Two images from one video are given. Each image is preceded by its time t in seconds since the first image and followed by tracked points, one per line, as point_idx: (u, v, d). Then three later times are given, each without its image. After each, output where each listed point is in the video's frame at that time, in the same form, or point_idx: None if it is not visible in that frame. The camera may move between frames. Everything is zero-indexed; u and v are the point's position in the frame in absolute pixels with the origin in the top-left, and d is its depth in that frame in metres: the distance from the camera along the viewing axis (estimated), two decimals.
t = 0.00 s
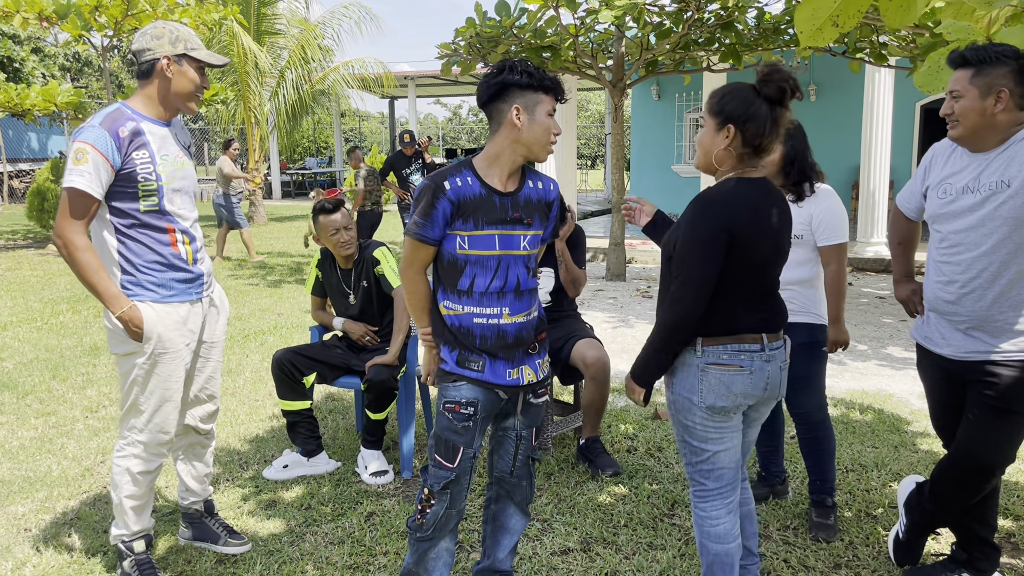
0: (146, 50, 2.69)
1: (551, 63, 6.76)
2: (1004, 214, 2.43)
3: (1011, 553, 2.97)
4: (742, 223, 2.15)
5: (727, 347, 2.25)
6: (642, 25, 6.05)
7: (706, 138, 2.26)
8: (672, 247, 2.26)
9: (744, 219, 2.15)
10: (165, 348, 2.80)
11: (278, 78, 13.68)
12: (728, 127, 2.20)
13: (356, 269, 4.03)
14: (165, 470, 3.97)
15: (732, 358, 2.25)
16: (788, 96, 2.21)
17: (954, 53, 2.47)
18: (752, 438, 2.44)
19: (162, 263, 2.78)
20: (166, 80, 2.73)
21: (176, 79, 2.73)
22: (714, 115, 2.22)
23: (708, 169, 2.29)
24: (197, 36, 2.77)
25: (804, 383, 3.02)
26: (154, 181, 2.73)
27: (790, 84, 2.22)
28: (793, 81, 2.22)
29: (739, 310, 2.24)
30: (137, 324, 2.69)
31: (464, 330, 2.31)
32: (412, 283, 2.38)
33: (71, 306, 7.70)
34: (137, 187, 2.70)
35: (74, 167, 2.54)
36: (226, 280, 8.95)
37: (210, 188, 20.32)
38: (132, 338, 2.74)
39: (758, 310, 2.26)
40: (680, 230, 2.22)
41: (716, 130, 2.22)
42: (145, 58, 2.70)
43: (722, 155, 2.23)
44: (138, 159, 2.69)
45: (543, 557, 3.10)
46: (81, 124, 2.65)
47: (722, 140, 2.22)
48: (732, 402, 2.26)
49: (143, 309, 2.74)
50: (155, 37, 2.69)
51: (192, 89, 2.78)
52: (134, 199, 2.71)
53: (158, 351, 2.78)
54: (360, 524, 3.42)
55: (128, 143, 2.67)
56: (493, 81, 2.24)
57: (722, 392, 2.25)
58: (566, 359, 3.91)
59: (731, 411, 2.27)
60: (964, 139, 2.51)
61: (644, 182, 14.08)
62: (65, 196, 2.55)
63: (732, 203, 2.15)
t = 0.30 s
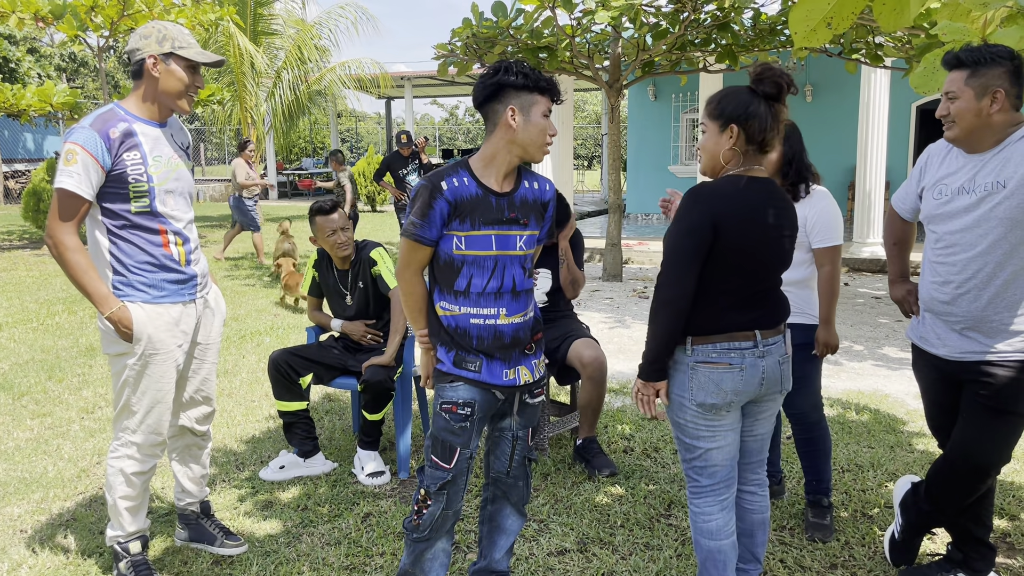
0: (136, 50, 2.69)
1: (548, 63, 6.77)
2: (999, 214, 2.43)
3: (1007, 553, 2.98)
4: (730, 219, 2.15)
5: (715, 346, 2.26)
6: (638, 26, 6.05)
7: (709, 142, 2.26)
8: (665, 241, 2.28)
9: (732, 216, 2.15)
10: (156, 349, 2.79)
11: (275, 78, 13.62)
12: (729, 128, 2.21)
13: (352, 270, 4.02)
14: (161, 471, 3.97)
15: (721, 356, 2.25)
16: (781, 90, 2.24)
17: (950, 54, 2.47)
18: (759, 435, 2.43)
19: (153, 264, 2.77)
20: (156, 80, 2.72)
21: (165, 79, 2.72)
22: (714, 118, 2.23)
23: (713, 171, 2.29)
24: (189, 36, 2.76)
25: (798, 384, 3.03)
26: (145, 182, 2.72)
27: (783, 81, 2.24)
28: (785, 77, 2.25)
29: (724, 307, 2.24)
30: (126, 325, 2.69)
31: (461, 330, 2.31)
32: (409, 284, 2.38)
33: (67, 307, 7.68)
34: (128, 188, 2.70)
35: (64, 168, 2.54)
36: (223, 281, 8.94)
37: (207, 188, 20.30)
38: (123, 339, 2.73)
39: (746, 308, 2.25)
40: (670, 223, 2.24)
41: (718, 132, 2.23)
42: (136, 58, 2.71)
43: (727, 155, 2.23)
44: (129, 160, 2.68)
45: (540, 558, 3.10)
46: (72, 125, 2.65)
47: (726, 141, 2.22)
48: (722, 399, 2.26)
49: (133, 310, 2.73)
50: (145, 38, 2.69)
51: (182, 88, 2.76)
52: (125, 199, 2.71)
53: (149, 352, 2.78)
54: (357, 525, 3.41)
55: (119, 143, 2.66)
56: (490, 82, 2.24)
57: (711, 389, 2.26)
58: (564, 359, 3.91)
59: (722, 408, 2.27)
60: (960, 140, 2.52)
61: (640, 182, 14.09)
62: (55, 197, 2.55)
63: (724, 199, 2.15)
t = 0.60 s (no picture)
0: (132, 50, 2.69)
1: (546, 64, 6.77)
2: (997, 214, 2.44)
3: (1004, 552, 2.98)
4: (709, 218, 2.17)
5: (706, 341, 2.28)
6: (636, 27, 6.06)
7: (703, 139, 2.27)
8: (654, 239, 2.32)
9: (712, 217, 2.17)
10: (150, 348, 2.79)
11: (272, 79, 13.53)
12: (726, 132, 2.21)
13: (350, 270, 4.02)
14: (159, 471, 3.96)
15: (713, 352, 2.27)
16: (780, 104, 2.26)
17: (949, 54, 2.47)
18: (763, 434, 2.42)
19: (147, 264, 2.77)
20: (151, 80, 2.72)
21: (160, 79, 2.72)
22: (714, 118, 2.23)
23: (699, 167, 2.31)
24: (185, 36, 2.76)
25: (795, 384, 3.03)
26: (139, 182, 2.72)
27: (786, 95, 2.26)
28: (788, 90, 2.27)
29: (713, 306, 2.25)
30: (119, 324, 2.69)
31: (459, 329, 2.31)
32: (407, 284, 2.38)
33: (65, 307, 7.66)
34: (122, 188, 2.70)
35: (57, 168, 2.54)
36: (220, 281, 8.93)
37: (204, 189, 20.27)
38: (116, 338, 2.74)
39: (739, 306, 2.25)
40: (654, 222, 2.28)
41: (714, 132, 2.23)
42: (132, 58, 2.71)
43: (716, 158, 2.25)
44: (123, 160, 2.68)
45: (538, 558, 3.10)
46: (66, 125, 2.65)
47: (719, 143, 2.23)
48: (715, 395, 2.26)
49: (126, 309, 2.73)
50: (141, 38, 2.69)
51: (177, 89, 2.76)
52: (119, 199, 2.71)
53: (143, 351, 2.77)
54: (355, 526, 3.41)
55: (113, 144, 2.66)
56: (490, 83, 2.24)
57: (704, 384, 2.27)
58: (564, 359, 3.91)
59: (716, 405, 2.27)
60: (958, 141, 2.52)
61: (638, 183, 14.10)
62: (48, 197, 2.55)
63: (704, 199, 2.17)
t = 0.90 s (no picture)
0: (131, 50, 2.70)
1: (545, 64, 6.79)
2: (995, 215, 2.44)
3: (1002, 553, 2.99)
4: (697, 219, 2.18)
5: (705, 339, 2.28)
6: (635, 27, 6.07)
7: (700, 147, 2.29)
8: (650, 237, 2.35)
9: (703, 217, 2.18)
10: (148, 348, 2.79)
11: (271, 79, 13.55)
12: (718, 132, 2.24)
13: (349, 271, 4.03)
14: (158, 471, 3.96)
15: (712, 350, 2.27)
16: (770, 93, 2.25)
17: (946, 55, 2.48)
18: (758, 428, 2.42)
19: (145, 264, 2.76)
20: (150, 80, 2.72)
21: (159, 79, 2.72)
22: (704, 125, 2.27)
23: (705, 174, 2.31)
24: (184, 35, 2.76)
25: (792, 384, 3.03)
26: (137, 182, 2.72)
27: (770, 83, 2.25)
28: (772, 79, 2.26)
29: (710, 305, 2.25)
30: (116, 324, 2.70)
31: (457, 328, 2.31)
32: (407, 283, 2.38)
33: (63, 307, 7.65)
34: (120, 188, 2.70)
35: (56, 167, 2.54)
36: (219, 281, 8.92)
37: (204, 189, 20.27)
38: (114, 337, 2.74)
39: (737, 305, 2.25)
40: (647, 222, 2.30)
41: (708, 137, 2.26)
42: (131, 59, 2.71)
43: (716, 158, 2.26)
44: (121, 160, 2.68)
45: (536, 558, 3.11)
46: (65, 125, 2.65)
47: (715, 144, 2.25)
48: (712, 391, 2.27)
49: (124, 308, 2.73)
50: (140, 38, 2.69)
51: (176, 88, 2.76)
52: (118, 199, 2.71)
53: (140, 351, 2.77)
54: (354, 526, 3.41)
55: (111, 143, 2.66)
56: (489, 83, 2.25)
57: (702, 380, 2.27)
58: (563, 360, 3.91)
59: (713, 400, 2.28)
60: (956, 141, 2.52)
61: (637, 183, 14.11)
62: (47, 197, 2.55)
63: (695, 201, 2.19)
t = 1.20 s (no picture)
0: (132, 51, 2.70)
1: (545, 65, 6.79)
2: (995, 216, 2.44)
3: (1001, 553, 2.99)
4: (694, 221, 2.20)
5: (704, 349, 2.28)
6: (635, 28, 6.06)
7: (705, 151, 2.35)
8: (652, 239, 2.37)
9: (703, 219, 2.19)
10: (148, 348, 2.79)
11: (272, 79, 13.54)
12: (717, 136, 2.28)
13: (349, 271, 4.03)
14: (158, 471, 3.97)
15: (708, 361, 2.28)
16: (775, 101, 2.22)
17: (945, 57, 2.49)
18: (755, 423, 2.43)
19: (145, 264, 2.77)
20: (151, 81, 2.73)
21: (160, 79, 2.72)
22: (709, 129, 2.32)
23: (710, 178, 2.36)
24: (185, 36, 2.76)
25: (792, 385, 3.03)
26: (138, 182, 2.72)
27: (778, 92, 2.22)
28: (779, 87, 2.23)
29: (706, 309, 2.26)
30: (116, 324, 2.70)
31: (457, 330, 2.32)
32: (406, 285, 2.37)
33: (64, 308, 7.65)
34: (121, 188, 2.70)
35: (57, 167, 2.54)
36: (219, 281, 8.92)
37: (204, 189, 20.26)
38: (114, 337, 2.74)
39: (732, 310, 2.26)
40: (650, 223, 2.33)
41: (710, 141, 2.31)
42: (133, 59, 2.71)
43: (716, 164, 2.31)
44: (122, 160, 2.68)
45: (536, 558, 3.11)
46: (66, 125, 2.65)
47: (715, 149, 2.29)
48: (705, 400, 2.30)
49: (124, 308, 2.73)
50: (141, 39, 2.69)
51: (177, 89, 2.76)
52: (118, 199, 2.71)
53: (140, 350, 2.78)
54: (353, 526, 3.41)
55: (113, 143, 2.66)
56: (486, 82, 2.25)
57: (695, 390, 2.29)
58: (562, 360, 3.91)
59: (704, 406, 2.32)
60: (955, 143, 2.53)
61: (638, 184, 14.11)
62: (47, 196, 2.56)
63: (693, 203, 2.20)
